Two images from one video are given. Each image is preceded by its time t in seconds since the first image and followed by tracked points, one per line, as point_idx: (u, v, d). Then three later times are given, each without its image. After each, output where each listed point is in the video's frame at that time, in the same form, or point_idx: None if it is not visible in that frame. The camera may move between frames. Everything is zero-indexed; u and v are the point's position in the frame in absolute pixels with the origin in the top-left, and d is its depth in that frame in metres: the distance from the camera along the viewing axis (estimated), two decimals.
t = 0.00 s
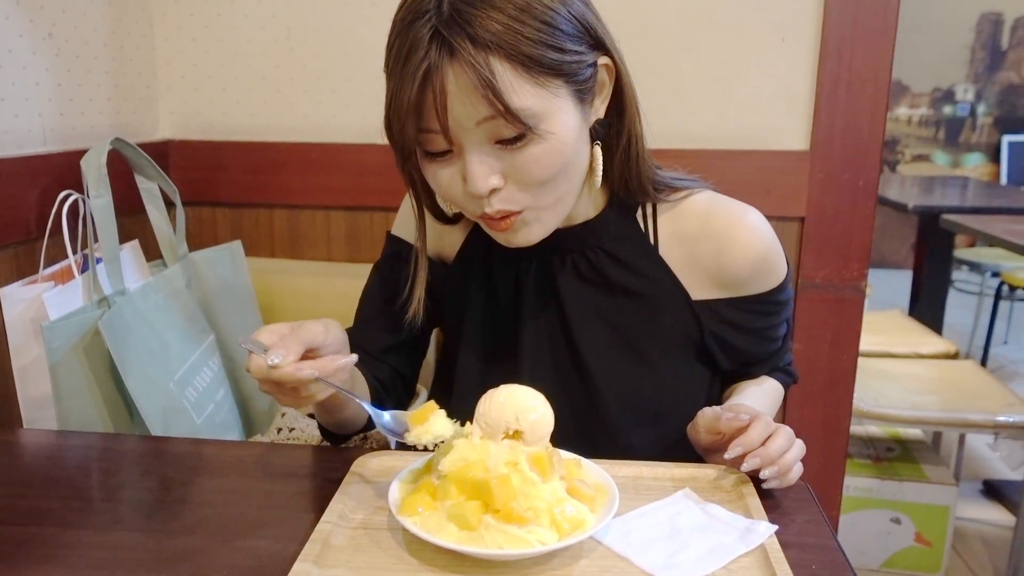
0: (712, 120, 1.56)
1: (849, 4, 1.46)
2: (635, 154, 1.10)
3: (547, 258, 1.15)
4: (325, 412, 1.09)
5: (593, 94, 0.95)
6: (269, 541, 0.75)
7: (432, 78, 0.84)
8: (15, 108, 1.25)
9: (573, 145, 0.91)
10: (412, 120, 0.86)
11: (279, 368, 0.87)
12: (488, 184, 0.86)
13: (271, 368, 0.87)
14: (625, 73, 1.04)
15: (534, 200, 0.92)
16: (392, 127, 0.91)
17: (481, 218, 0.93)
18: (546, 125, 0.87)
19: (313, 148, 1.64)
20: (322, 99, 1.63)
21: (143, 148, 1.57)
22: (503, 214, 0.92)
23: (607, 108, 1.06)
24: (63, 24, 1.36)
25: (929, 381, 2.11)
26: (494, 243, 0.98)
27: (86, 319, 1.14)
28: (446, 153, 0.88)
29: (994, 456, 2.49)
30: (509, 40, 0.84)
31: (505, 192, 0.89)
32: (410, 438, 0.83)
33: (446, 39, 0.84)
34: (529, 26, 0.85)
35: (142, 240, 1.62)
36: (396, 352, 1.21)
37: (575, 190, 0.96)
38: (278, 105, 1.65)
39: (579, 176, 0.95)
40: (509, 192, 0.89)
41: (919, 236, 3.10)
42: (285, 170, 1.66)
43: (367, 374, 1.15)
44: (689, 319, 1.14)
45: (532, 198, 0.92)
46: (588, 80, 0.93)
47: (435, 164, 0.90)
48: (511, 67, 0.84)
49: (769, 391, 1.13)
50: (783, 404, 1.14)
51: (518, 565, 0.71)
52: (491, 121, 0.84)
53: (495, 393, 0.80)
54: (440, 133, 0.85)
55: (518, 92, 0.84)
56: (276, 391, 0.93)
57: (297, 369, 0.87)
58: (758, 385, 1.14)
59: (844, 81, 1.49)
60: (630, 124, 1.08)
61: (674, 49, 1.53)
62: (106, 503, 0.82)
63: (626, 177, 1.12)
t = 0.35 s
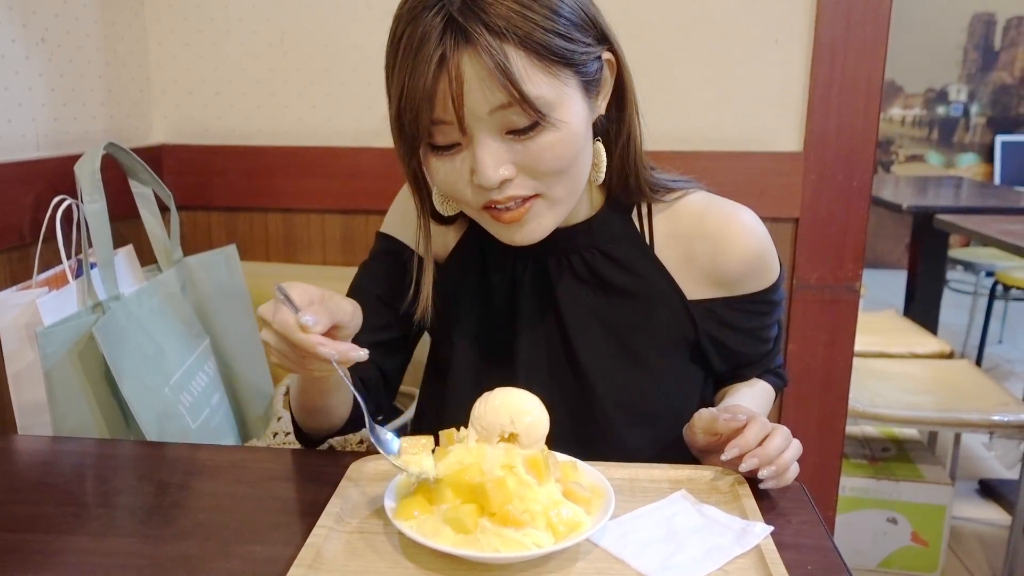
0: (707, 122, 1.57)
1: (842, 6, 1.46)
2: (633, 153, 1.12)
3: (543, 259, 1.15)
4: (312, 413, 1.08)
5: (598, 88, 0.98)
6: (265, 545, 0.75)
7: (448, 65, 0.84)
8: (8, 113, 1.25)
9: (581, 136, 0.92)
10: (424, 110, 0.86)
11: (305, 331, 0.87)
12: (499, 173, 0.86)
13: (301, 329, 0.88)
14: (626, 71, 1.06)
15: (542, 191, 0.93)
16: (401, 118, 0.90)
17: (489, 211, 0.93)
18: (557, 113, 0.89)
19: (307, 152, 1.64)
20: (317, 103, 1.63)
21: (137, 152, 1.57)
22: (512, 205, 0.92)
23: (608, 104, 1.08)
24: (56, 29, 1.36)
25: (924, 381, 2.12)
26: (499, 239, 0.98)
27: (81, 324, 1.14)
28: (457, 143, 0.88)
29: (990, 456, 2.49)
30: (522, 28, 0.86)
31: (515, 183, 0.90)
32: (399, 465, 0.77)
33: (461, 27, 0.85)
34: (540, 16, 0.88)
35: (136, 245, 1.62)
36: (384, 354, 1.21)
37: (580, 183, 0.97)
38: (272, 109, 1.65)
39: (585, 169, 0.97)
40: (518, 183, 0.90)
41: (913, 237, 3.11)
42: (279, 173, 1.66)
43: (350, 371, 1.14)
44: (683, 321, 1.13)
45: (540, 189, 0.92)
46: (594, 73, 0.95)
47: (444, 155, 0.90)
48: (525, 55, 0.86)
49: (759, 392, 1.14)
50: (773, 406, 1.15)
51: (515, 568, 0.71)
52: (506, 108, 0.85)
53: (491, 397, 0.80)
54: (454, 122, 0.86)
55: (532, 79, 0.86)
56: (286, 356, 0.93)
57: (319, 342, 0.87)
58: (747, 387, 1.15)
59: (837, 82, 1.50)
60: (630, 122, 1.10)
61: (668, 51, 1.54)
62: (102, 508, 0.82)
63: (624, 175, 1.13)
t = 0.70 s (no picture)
0: (703, 124, 1.57)
1: (837, 9, 1.47)
2: (638, 160, 1.11)
3: (543, 263, 1.16)
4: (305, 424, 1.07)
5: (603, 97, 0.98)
6: (263, 549, 0.75)
7: (452, 71, 0.84)
8: (5, 117, 1.25)
9: (585, 145, 0.92)
10: (428, 116, 0.86)
11: (305, 376, 0.87)
12: (501, 181, 0.87)
13: (298, 374, 0.87)
14: (631, 78, 1.05)
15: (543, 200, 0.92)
16: (404, 123, 0.91)
17: (490, 218, 0.93)
18: (560, 123, 0.89)
19: (304, 155, 1.64)
20: (313, 106, 1.63)
21: (134, 156, 1.57)
22: (513, 213, 0.92)
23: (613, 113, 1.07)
24: (52, 33, 1.36)
25: (921, 382, 2.12)
26: (500, 245, 0.98)
27: (79, 327, 1.14)
28: (460, 150, 0.88)
29: (987, 456, 2.50)
30: (527, 36, 0.86)
31: (516, 191, 0.90)
32: (431, 464, 0.77)
33: (466, 34, 0.85)
34: (546, 25, 0.88)
35: (133, 248, 1.62)
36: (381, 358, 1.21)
37: (583, 192, 0.97)
38: (269, 112, 1.65)
39: (587, 178, 0.97)
40: (520, 192, 0.90)
41: (910, 238, 3.12)
42: (276, 176, 1.66)
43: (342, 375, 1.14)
44: (683, 324, 1.14)
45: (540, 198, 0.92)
46: (600, 82, 0.95)
47: (446, 161, 0.90)
48: (529, 63, 0.86)
49: (759, 396, 1.14)
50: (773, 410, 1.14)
51: (512, 570, 0.71)
52: (509, 116, 0.85)
53: (489, 399, 0.80)
54: (457, 129, 0.86)
55: (536, 88, 0.86)
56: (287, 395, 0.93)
57: (321, 381, 0.87)
58: (747, 391, 1.15)
59: (832, 85, 1.50)
60: (635, 129, 1.09)
61: (664, 54, 1.54)
62: (100, 513, 0.82)
63: (628, 182, 1.12)
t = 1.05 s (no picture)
0: (702, 126, 1.57)
1: (835, 11, 1.47)
2: (640, 162, 1.11)
3: (546, 264, 1.16)
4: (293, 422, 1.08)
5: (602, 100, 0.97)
6: (263, 551, 0.75)
7: (446, 79, 0.85)
8: (5, 121, 1.26)
9: (582, 151, 0.92)
10: (424, 121, 0.86)
11: (261, 385, 0.86)
12: (497, 185, 0.87)
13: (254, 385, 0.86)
14: (632, 80, 1.05)
15: (538, 204, 0.93)
16: (402, 127, 0.91)
17: (488, 220, 0.94)
18: (556, 129, 0.89)
19: (304, 158, 1.64)
20: (313, 109, 1.64)
21: (134, 159, 1.57)
22: (510, 216, 0.93)
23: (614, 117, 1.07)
24: (52, 36, 1.36)
25: (920, 383, 2.12)
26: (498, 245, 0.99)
27: (79, 331, 1.14)
28: (456, 154, 0.89)
29: (987, 458, 2.50)
30: (523, 44, 0.86)
31: (512, 195, 0.90)
32: (409, 440, 0.84)
33: (461, 41, 0.85)
34: (543, 31, 0.87)
35: (133, 251, 1.62)
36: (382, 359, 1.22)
37: (580, 195, 0.97)
38: (269, 115, 1.65)
39: (585, 181, 0.96)
40: (515, 196, 0.90)
41: (909, 239, 3.12)
42: (276, 179, 1.66)
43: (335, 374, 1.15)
44: (685, 325, 1.14)
45: (536, 202, 0.92)
46: (598, 86, 0.94)
47: (444, 164, 0.91)
48: (524, 71, 0.86)
49: (759, 400, 1.14)
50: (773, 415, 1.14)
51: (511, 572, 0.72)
52: (502, 124, 0.85)
53: (487, 402, 0.80)
54: (452, 135, 0.86)
55: (530, 95, 0.86)
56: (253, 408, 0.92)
57: (280, 385, 0.87)
58: (748, 394, 1.15)
59: (831, 87, 1.51)
60: (636, 132, 1.09)
61: (663, 56, 1.54)
62: (99, 515, 0.82)
63: (631, 184, 1.12)
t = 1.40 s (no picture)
0: (701, 129, 1.58)
1: (835, 14, 1.48)
2: (629, 159, 1.11)
3: (542, 264, 1.16)
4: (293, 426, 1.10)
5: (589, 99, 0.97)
6: (262, 554, 0.75)
7: (430, 82, 0.85)
8: (5, 122, 1.25)
9: (568, 150, 0.92)
10: (409, 123, 0.87)
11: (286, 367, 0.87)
12: (483, 184, 0.88)
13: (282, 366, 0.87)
14: (619, 79, 1.05)
15: (526, 202, 0.93)
16: (390, 128, 0.92)
17: (476, 218, 0.94)
18: (541, 129, 0.89)
19: (302, 159, 1.64)
20: (312, 111, 1.64)
21: (133, 160, 1.57)
22: (497, 214, 0.93)
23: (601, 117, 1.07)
24: (51, 38, 1.36)
25: (919, 386, 2.12)
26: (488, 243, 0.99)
27: (77, 333, 1.14)
28: (443, 155, 0.89)
29: (985, 460, 2.50)
30: (507, 46, 0.86)
31: (498, 195, 0.90)
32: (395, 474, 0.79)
33: (445, 44, 0.85)
34: (527, 33, 0.87)
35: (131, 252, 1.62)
36: (378, 358, 1.22)
37: (568, 194, 0.97)
38: (268, 117, 1.65)
39: (572, 180, 0.97)
40: (501, 195, 0.91)
41: (908, 242, 3.12)
42: (274, 181, 1.66)
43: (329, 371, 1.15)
44: (681, 325, 1.14)
45: (523, 200, 0.93)
46: (584, 86, 0.94)
47: (431, 165, 0.92)
48: (507, 72, 0.86)
49: (757, 401, 1.15)
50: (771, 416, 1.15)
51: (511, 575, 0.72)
52: (486, 125, 0.85)
53: (487, 404, 0.80)
54: (437, 136, 0.87)
55: (514, 96, 0.86)
56: (267, 390, 0.92)
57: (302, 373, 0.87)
58: (745, 396, 1.16)
59: (830, 90, 1.51)
60: (626, 129, 1.09)
61: (662, 59, 1.55)
62: (98, 518, 0.82)
63: (623, 182, 1.13)
